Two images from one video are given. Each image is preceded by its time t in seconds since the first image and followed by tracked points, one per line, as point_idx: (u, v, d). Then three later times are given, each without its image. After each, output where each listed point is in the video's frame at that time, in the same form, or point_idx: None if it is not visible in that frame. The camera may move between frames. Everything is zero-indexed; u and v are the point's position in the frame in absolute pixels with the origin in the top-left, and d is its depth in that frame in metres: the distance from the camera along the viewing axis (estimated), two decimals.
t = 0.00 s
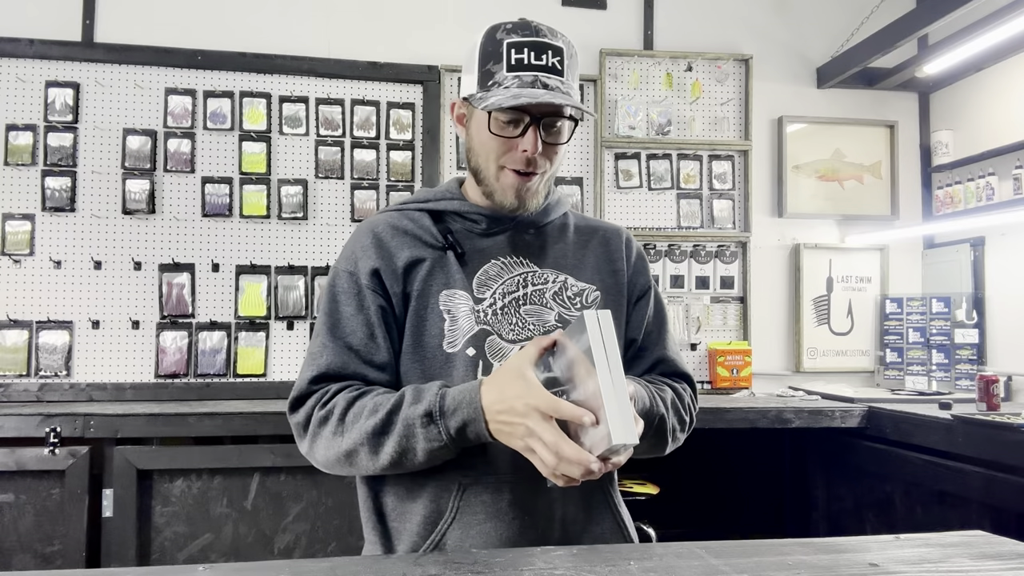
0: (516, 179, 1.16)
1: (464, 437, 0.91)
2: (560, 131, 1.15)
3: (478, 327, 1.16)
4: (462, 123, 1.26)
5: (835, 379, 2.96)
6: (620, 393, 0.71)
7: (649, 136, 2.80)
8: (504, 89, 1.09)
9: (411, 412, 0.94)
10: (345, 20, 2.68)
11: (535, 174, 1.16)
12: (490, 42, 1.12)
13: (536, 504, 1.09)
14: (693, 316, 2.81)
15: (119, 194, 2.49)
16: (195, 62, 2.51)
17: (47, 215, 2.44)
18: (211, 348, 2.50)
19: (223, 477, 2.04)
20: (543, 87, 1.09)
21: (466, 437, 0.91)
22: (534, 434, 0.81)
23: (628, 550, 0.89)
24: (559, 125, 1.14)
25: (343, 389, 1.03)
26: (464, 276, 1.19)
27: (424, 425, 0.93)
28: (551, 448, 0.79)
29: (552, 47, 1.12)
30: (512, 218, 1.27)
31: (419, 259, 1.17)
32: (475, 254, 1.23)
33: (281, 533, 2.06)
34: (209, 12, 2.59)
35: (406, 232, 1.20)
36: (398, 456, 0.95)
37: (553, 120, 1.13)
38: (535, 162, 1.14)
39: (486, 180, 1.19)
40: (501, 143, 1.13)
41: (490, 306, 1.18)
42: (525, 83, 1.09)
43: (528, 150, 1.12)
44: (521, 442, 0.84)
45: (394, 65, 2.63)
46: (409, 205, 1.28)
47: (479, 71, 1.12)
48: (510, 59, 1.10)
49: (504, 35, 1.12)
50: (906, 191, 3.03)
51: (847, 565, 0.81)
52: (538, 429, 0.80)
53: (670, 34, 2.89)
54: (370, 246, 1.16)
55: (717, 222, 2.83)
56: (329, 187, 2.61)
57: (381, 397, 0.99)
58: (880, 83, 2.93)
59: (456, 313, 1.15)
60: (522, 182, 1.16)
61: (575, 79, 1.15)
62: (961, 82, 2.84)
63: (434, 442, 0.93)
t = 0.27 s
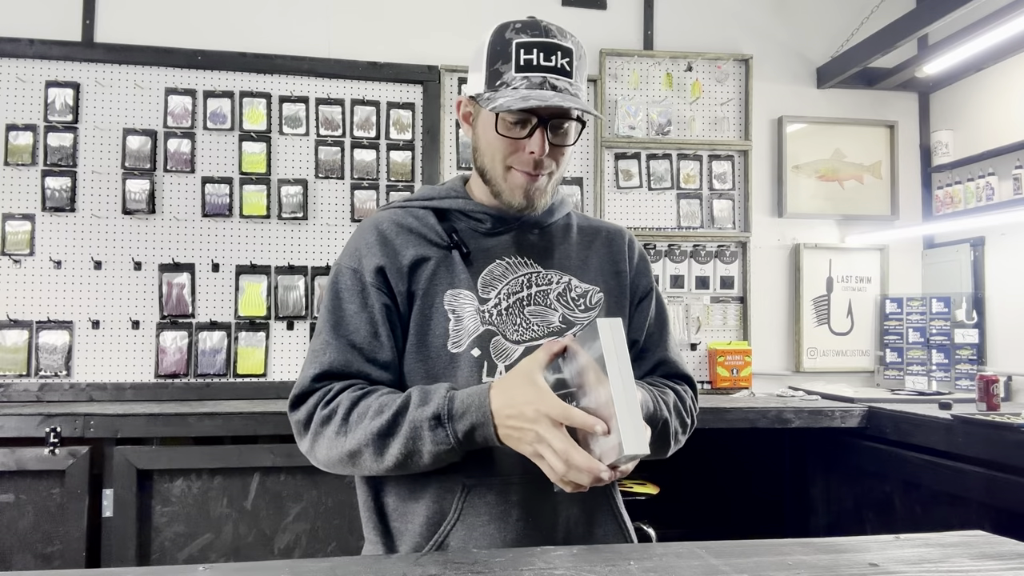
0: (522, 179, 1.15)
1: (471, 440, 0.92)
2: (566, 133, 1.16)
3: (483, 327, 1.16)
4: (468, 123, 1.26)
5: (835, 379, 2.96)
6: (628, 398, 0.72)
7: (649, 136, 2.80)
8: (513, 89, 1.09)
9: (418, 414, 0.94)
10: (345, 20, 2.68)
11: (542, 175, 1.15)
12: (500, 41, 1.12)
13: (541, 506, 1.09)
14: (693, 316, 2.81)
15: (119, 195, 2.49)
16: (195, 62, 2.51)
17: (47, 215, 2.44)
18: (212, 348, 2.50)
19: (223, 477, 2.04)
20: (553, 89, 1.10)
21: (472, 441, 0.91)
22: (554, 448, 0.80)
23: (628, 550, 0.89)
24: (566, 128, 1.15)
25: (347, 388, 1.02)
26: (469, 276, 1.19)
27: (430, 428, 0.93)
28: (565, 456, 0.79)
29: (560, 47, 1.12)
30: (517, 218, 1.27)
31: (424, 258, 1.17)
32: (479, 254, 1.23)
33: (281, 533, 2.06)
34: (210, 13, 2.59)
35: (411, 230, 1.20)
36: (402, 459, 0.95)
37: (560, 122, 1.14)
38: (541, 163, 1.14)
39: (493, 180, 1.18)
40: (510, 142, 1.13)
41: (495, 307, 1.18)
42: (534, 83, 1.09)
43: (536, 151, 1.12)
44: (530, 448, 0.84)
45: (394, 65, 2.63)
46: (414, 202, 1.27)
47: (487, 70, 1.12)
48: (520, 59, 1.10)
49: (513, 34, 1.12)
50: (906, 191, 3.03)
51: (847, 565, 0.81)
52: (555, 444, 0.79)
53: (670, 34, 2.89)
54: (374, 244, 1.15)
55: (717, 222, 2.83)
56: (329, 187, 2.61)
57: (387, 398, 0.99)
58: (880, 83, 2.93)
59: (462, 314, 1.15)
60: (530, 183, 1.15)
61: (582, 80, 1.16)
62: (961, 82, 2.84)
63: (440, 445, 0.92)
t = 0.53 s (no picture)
0: (507, 164, 1.15)
1: (473, 442, 0.92)
2: (551, 114, 1.15)
3: (484, 326, 1.16)
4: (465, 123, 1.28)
5: (835, 379, 2.96)
6: (631, 407, 0.71)
7: (649, 135, 2.80)
8: (485, 73, 1.09)
9: (421, 415, 0.95)
10: (345, 20, 2.68)
11: (526, 157, 1.15)
12: (476, 32, 1.14)
13: (542, 506, 1.09)
14: (693, 316, 2.81)
15: (119, 195, 2.49)
16: (195, 62, 2.51)
17: (47, 215, 2.44)
18: (212, 348, 2.50)
19: (223, 478, 2.04)
20: (524, 67, 1.08)
21: (475, 442, 0.92)
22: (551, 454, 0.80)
23: (628, 550, 0.89)
24: (549, 109, 1.14)
25: (349, 386, 1.02)
26: (471, 275, 1.19)
27: (433, 429, 0.93)
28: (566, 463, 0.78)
29: (534, 29, 1.11)
30: (520, 218, 1.27)
31: (427, 256, 1.17)
32: (481, 254, 1.23)
33: (281, 533, 2.06)
34: (210, 13, 2.59)
35: (413, 229, 1.20)
36: (404, 459, 0.95)
37: (540, 104, 1.13)
38: (523, 145, 1.13)
39: (481, 169, 1.19)
40: (490, 127, 1.14)
41: (496, 306, 1.18)
42: (506, 64, 1.09)
43: (514, 131, 1.12)
44: (532, 451, 0.84)
45: (394, 65, 2.63)
46: (416, 200, 1.27)
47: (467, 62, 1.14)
48: (492, 44, 1.10)
49: (490, 25, 1.14)
50: (906, 191, 3.03)
51: (847, 565, 0.81)
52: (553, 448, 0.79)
53: (670, 34, 2.89)
54: (377, 242, 1.16)
55: (717, 222, 2.83)
56: (329, 187, 2.61)
57: (389, 398, 0.99)
58: (880, 83, 2.93)
59: (463, 313, 1.16)
60: (515, 167, 1.15)
61: (562, 62, 1.13)
62: (961, 82, 2.84)
63: (442, 446, 0.93)
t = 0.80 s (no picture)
0: (497, 156, 1.17)
1: (446, 464, 0.94)
2: (535, 104, 1.17)
3: (488, 330, 1.17)
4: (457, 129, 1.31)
5: (835, 379, 2.96)
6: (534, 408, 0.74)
7: (649, 135, 2.80)
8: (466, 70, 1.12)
9: (395, 437, 0.97)
10: (345, 20, 2.68)
11: (515, 148, 1.17)
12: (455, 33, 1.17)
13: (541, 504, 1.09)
14: (693, 316, 2.81)
15: (119, 195, 2.49)
16: (195, 62, 2.51)
17: (47, 215, 2.44)
18: (212, 348, 2.50)
19: (223, 478, 2.04)
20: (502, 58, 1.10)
21: (448, 463, 0.93)
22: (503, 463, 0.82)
23: (628, 550, 0.89)
24: (533, 99, 1.17)
25: (340, 400, 1.06)
26: (470, 280, 1.21)
27: (408, 451, 0.95)
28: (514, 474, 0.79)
29: (509, 23, 1.13)
30: (519, 217, 1.28)
31: (423, 266, 1.19)
32: (481, 256, 1.24)
33: (281, 533, 2.06)
34: (210, 13, 2.59)
35: (412, 238, 1.22)
36: (384, 478, 0.98)
37: (524, 95, 1.16)
38: (510, 135, 1.15)
39: (473, 166, 1.21)
40: (478, 122, 1.17)
41: (497, 309, 1.19)
42: (485, 57, 1.11)
43: (500, 122, 1.15)
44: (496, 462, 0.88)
45: (394, 66, 2.63)
46: (416, 205, 1.29)
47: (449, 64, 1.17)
48: (470, 42, 1.13)
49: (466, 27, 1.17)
50: (906, 191, 3.03)
51: (847, 566, 0.81)
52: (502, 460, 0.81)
53: (670, 34, 2.89)
54: (374, 253, 1.19)
55: (717, 222, 2.83)
56: (329, 187, 2.62)
57: (373, 415, 1.01)
58: (880, 83, 2.93)
59: (463, 318, 1.17)
60: (505, 158, 1.17)
61: (541, 52, 1.15)
62: (961, 82, 2.84)
63: (417, 469, 0.95)
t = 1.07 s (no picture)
0: (472, 157, 1.17)
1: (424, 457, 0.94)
2: (507, 102, 1.17)
3: (461, 326, 1.16)
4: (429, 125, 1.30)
5: (835, 379, 2.96)
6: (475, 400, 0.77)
7: (649, 135, 2.80)
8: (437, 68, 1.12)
9: (375, 437, 0.98)
10: (345, 20, 2.68)
11: (489, 148, 1.17)
12: (425, 33, 1.17)
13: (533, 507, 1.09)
14: (693, 316, 2.81)
15: (119, 194, 2.49)
16: (195, 62, 2.51)
17: (47, 215, 2.44)
18: (212, 348, 2.50)
19: (223, 478, 2.04)
20: (473, 57, 1.11)
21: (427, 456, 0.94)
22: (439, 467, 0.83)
23: (628, 550, 0.89)
24: (505, 97, 1.17)
25: (327, 405, 1.08)
26: (443, 277, 1.20)
27: (388, 446, 0.96)
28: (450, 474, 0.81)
29: (479, 21, 1.13)
30: (494, 212, 1.27)
31: (396, 266, 1.19)
32: (455, 252, 1.22)
33: (281, 533, 2.06)
34: (210, 13, 2.59)
35: (385, 239, 1.23)
36: (373, 476, 0.99)
37: (496, 92, 1.16)
38: (484, 135, 1.15)
39: (447, 166, 1.21)
40: (450, 121, 1.16)
41: (473, 304, 1.18)
42: (455, 57, 1.11)
43: (473, 121, 1.14)
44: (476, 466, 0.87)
45: (394, 66, 2.63)
46: (392, 208, 1.29)
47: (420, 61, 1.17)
48: (440, 40, 1.13)
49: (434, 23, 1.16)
50: (906, 191, 3.03)
51: (847, 565, 0.81)
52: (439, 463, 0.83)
53: (670, 34, 2.90)
54: (347, 258, 1.20)
55: (717, 222, 2.83)
56: (329, 187, 2.62)
57: (358, 416, 1.02)
58: (880, 83, 2.93)
59: (438, 315, 1.17)
60: (478, 157, 1.17)
61: (511, 50, 1.15)
62: (961, 82, 2.84)
63: (399, 463, 0.95)
